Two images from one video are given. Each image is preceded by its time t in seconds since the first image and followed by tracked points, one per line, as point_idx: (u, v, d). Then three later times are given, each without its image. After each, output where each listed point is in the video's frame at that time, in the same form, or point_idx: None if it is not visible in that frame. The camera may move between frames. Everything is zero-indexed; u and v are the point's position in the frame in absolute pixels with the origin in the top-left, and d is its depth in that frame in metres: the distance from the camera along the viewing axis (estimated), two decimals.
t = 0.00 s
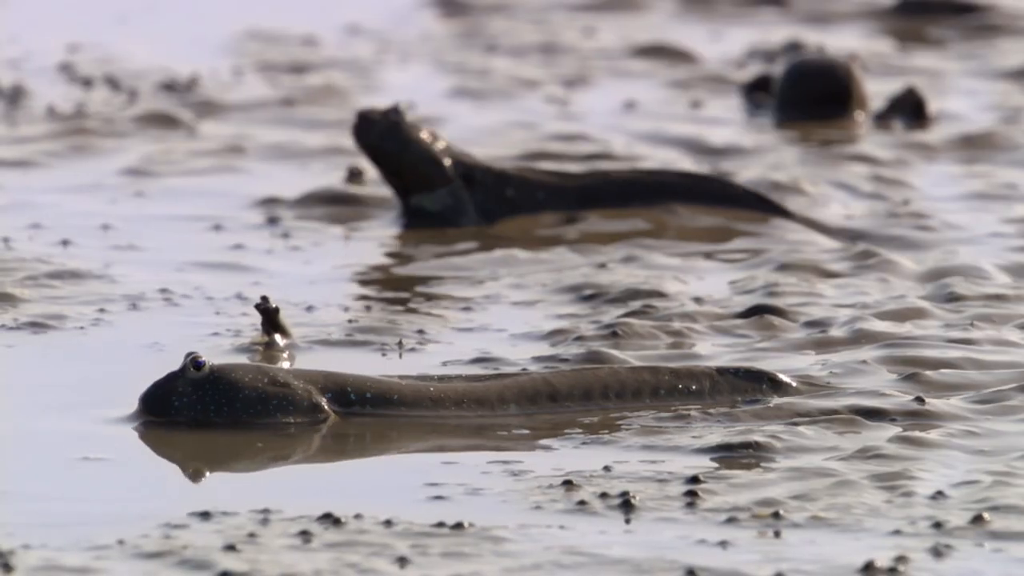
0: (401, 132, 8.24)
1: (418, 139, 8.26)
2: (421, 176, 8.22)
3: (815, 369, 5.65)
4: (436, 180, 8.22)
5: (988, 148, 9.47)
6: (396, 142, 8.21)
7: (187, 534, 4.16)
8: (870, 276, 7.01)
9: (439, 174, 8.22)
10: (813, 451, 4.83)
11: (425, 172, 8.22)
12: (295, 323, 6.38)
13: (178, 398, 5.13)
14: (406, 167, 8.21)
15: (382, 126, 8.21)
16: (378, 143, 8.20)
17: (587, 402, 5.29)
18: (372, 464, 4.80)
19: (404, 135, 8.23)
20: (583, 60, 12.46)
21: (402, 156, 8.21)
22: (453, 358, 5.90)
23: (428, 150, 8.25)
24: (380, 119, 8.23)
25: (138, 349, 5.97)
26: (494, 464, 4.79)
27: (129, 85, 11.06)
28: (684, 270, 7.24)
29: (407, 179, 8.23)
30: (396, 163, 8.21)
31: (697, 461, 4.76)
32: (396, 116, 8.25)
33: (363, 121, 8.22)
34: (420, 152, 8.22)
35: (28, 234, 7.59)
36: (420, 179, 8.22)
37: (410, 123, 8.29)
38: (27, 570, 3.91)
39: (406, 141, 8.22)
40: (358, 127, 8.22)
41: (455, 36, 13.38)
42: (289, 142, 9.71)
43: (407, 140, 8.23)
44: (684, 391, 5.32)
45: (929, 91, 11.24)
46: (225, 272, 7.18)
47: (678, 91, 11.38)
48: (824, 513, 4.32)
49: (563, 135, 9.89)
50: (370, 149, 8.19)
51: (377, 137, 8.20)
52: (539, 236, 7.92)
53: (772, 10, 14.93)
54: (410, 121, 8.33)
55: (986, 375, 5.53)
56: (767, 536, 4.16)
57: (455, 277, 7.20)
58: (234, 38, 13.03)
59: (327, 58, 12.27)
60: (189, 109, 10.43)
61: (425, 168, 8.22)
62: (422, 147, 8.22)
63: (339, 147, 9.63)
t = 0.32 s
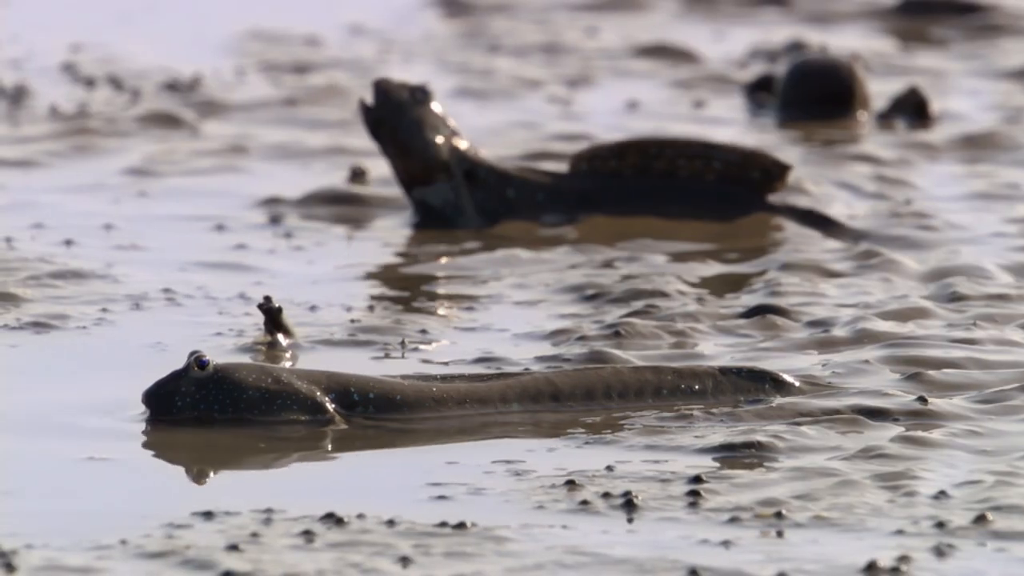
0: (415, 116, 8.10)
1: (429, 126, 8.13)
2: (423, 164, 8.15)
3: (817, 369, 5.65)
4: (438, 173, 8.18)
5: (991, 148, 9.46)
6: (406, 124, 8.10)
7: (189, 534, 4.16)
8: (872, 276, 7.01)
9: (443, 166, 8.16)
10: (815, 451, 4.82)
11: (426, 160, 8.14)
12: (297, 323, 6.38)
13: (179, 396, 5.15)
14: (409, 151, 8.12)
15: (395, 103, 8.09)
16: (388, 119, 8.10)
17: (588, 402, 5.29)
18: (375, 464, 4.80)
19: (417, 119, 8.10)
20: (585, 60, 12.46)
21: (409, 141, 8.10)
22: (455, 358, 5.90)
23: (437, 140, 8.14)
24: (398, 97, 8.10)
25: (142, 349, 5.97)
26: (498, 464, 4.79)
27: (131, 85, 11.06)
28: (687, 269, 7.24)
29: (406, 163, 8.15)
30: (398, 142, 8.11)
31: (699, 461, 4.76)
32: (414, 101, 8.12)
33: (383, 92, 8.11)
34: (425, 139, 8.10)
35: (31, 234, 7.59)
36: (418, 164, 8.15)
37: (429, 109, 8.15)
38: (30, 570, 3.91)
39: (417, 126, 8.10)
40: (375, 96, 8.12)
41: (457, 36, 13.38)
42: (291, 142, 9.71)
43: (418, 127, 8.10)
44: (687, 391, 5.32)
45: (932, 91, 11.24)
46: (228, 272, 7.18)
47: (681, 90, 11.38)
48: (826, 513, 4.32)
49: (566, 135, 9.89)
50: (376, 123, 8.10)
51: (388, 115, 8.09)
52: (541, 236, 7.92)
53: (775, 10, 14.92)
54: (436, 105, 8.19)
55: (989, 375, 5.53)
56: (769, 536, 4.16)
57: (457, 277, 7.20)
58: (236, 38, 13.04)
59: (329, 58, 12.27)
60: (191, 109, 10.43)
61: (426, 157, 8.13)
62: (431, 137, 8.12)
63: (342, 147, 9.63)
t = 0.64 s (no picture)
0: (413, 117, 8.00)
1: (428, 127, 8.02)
2: (424, 167, 8.02)
3: (818, 370, 5.65)
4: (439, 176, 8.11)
5: (994, 148, 9.46)
6: (404, 128, 7.98)
7: (191, 535, 4.16)
8: (874, 277, 7.01)
9: (445, 169, 8.07)
10: (817, 452, 4.82)
11: (427, 164, 8.01)
12: (299, 324, 6.38)
13: (181, 397, 5.15)
14: (411, 155, 7.98)
15: (391, 106, 7.98)
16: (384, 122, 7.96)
17: (590, 402, 5.29)
18: (378, 464, 4.80)
19: (415, 121, 7.99)
20: (588, 60, 12.46)
21: (408, 144, 7.97)
22: (457, 359, 5.90)
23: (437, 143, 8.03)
24: (394, 101, 7.99)
25: (144, 349, 5.97)
26: (500, 465, 4.79)
27: (134, 86, 11.07)
28: (688, 270, 7.24)
29: (407, 167, 8.03)
30: (399, 145, 7.96)
31: (701, 462, 4.75)
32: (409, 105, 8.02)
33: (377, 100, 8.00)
34: (425, 140, 7.98)
35: (33, 235, 7.59)
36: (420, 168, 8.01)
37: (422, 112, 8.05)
38: (32, 570, 3.91)
39: (415, 128, 7.98)
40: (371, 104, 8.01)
41: (460, 36, 13.39)
42: (294, 143, 9.72)
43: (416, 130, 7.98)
44: (689, 392, 5.32)
45: (934, 92, 11.24)
46: (230, 273, 7.18)
47: (683, 91, 11.38)
48: (828, 514, 4.32)
49: (568, 135, 9.90)
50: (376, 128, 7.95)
51: (387, 118, 7.95)
52: (543, 237, 7.92)
53: (777, 11, 14.93)
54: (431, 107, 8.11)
55: (990, 376, 5.53)
56: (771, 537, 4.16)
57: (459, 278, 7.20)
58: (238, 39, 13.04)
59: (332, 59, 12.28)
60: (194, 110, 10.44)
61: (429, 158, 8.00)
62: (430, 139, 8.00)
63: (344, 148, 9.64)
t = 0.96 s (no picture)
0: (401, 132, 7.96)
1: (418, 139, 8.00)
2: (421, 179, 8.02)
3: (820, 371, 5.64)
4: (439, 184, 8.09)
5: (997, 150, 9.45)
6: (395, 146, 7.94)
7: (194, 536, 4.16)
8: (878, 278, 7.00)
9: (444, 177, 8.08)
10: (820, 453, 4.82)
11: (426, 172, 8.02)
12: (302, 325, 6.37)
13: (184, 398, 5.15)
14: (407, 168, 7.96)
15: (377, 129, 7.92)
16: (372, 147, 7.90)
17: (593, 403, 5.29)
18: (380, 465, 4.80)
19: (404, 136, 7.95)
20: (591, 61, 12.46)
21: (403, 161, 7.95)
22: (461, 360, 5.90)
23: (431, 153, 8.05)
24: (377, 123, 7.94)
25: (147, 350, 5.97)
26: (502, 466, 4.79)
27: (137, 87, 11.06)
28: (692, 271, 7.23)
29: (405, 182, 8.01)
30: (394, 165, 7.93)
31: (704, 463, 4.75)
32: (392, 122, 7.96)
33: (359, 126, 7.94)
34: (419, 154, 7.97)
35: (36, 236, 7.59)
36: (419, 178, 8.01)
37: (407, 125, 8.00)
38: (35, 571, 3.91)
39: (407, 143, 7.95)
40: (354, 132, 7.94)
41: (462, 37, 13.40)
42: (297, 144, 9.72)
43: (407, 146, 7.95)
44: (692, 393, 5.32)
45: (937, 93, 11.24)
46: (234, 273, 7.19)
47: (686, 92, 11.37)
48: (831, 515, 4.32)
49: (571, 137, 9.89)
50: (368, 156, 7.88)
51: (373, 142, 7.89)
52: (546, 238, 7.91)
53: (779, 12, 14.92)
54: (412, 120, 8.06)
55: (993, 377, 5.52)
56: (774, 538, 4.16)
57: (461, 279, 7.19)
58: (241, 40, 13.04)
59: (334, 60, 12.28)
60: (197, 111, 10.44)
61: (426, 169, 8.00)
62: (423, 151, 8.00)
63: (347, 149, 9.64)
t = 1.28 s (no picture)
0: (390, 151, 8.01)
1: (408, 156, 8.04)
2: (421, 190, 8.00)
3: (821, 372, 5.64)
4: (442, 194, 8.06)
5: (998, 151, 9.45)
6: (388, 165, 7.98)
7: (194, 537, 4.16)
8: (878, 279, 7.00)
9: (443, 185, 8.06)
10: (821, 454, 4.82)
11: (426, 183, 8.00)
12: (303, 326, 6.37)
13: (184, 397, 5.15)
14: (405, 185, 7.98)
15: (367, 152, 7.98)
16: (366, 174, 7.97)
17: (594, 403, 5.29)
18: (381, 466, 4.81)
19: (394, 155, 8.00)
20: (592, 62, 12.46)
21: (399, 177, 7.97)
22: (462, 361, 5.90)
23: (427, 167, 8.06)
24: (365, 149, 7.99)
25: (148, 351, 5.98)
26: (505, 467, 4.78)
27: (138, 88, 11.07)
28: (693, 272, 7.23)
29: (407, 198, 8.00)
30: (391, 185, 7.96)
31: (704, 464, 4.75)
32: (379, 143, 8.02)
33: (349, 158, 8.00)
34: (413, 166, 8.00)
35: (37, 237, 7.59)
36: (420, 191, 8.00)
37: (395, 143, 8.06)
38: (36, 572, 3.92)
39: (399, 161, 8.00)
40: (346, 164, 8.01)
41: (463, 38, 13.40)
42: (297, 145, 9.71)
43: (399, 162, 8.00)
44: (693, 394, 5.32)
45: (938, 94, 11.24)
46: (235, 274, 7.19)
47: (687, 93, 11.37)
48: (833, 515, 4.32)
49: (572, 138, 9.89)
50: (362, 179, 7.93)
51: (366, 166, 7.95)
52: (547, 239, 7.91)
53: (780, 13, 14.92)
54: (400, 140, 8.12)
55: (994, 378, 5.52)
56: (775, 539, 4.16)
57: (462, 280, 7.19)
58: (242, 41, 13.03)
59: (335, 61, 12.27)
60: (198, 112, 10.43)
61: (425, 180, 8.00)
62: (417, 164, 8.03)
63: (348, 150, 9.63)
